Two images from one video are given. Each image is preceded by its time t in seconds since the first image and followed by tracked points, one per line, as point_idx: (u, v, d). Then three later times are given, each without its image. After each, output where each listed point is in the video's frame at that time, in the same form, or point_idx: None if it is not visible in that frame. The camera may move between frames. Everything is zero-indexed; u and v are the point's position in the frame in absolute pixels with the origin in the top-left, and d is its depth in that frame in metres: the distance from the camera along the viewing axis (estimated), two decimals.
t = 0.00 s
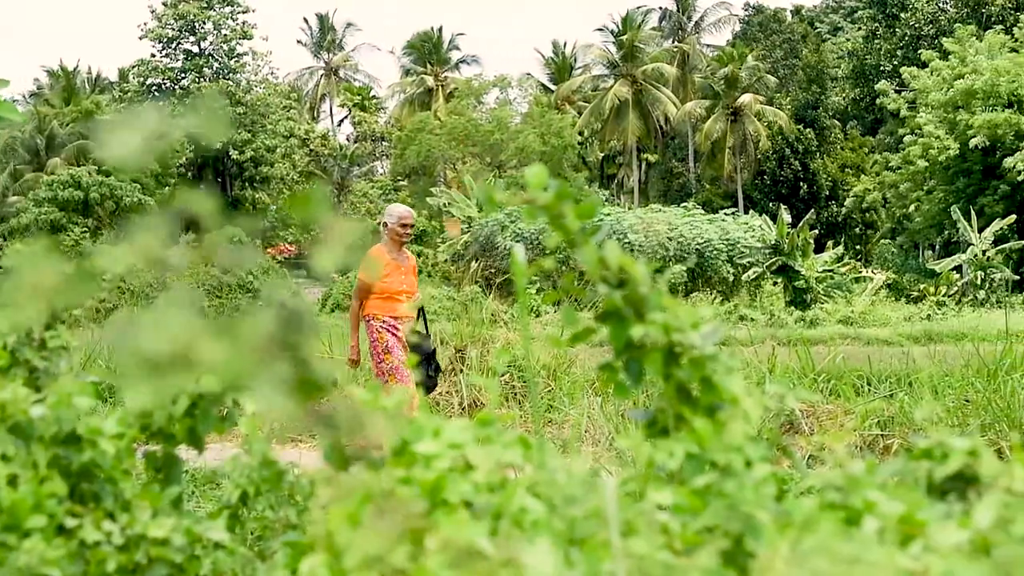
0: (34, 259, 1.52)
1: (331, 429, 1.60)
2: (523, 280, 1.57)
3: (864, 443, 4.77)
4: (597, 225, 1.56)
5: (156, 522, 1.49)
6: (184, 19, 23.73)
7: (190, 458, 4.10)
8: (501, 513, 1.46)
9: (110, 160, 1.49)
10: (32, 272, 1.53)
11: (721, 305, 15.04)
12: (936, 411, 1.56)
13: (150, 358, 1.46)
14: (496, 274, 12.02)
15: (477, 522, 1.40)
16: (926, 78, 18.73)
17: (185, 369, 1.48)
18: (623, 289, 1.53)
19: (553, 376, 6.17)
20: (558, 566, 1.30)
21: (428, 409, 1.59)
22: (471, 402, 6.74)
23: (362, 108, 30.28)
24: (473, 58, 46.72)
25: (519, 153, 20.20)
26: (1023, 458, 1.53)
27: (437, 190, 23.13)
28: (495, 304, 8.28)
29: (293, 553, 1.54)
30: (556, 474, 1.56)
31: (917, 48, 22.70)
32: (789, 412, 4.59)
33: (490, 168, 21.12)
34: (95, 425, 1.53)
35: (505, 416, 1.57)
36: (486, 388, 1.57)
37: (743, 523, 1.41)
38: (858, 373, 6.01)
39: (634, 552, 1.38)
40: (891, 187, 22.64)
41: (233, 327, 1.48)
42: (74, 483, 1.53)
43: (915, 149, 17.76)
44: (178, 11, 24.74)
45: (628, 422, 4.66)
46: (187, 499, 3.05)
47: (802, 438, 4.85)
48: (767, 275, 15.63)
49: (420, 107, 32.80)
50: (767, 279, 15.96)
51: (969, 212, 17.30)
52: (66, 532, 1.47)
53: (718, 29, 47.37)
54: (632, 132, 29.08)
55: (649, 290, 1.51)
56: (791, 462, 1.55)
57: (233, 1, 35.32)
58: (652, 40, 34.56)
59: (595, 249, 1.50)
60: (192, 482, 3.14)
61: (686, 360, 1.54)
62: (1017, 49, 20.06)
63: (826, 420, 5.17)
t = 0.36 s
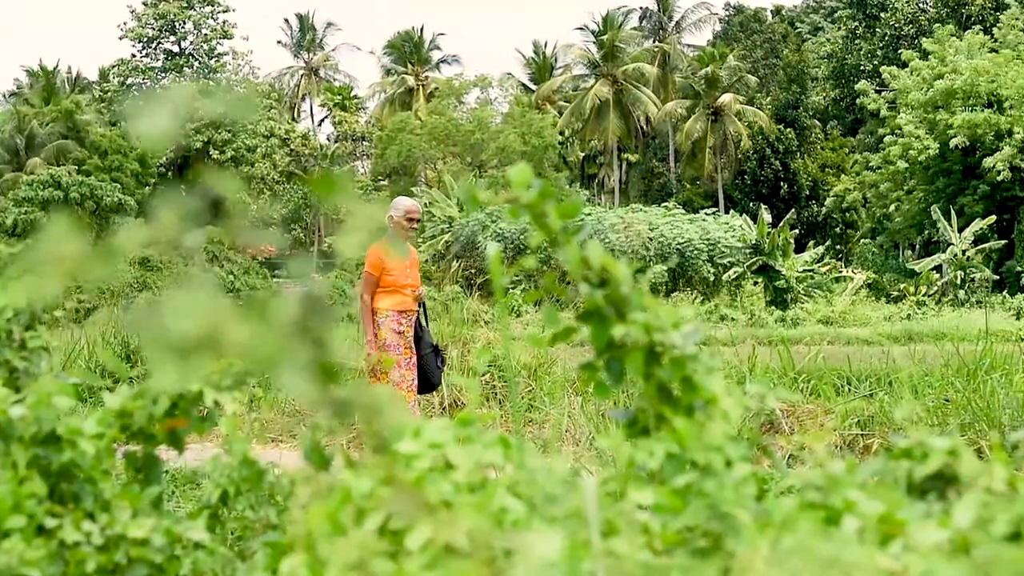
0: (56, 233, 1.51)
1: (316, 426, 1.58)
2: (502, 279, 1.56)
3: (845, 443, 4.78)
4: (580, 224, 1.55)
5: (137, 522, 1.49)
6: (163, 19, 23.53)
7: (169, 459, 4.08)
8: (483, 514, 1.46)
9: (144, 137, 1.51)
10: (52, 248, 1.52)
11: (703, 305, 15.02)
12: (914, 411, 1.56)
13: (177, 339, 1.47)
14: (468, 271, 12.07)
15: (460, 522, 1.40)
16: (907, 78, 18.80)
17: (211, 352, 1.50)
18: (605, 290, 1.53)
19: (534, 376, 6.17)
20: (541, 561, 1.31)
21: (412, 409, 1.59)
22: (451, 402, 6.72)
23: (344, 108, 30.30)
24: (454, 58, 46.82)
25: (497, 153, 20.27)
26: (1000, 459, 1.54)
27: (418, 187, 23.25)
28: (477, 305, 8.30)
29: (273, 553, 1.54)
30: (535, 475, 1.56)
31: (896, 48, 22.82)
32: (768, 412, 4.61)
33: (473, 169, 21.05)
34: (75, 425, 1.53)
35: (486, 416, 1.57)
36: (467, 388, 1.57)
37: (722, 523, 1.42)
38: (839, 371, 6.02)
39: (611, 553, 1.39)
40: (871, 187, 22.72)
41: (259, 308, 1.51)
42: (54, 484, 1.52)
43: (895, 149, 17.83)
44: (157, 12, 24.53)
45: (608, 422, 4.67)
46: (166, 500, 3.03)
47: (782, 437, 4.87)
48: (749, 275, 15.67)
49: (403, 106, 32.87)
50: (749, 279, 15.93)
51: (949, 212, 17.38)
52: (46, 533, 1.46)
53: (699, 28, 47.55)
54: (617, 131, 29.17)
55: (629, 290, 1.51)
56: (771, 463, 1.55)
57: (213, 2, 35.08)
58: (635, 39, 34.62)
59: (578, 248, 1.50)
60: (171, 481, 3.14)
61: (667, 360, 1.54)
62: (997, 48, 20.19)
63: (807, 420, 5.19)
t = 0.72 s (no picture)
0: (67, 228, 1.48)
1: (300, 426, 1.58)
2: (486, 278, 1.56)
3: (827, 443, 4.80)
4: (562, 225, 1.56)
5: (120, 522, 1.48)
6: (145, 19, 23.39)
7: (153, 460, 4.07)
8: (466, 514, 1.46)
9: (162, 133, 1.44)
10: (72, 241, 1.49)
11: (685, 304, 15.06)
12: (899, 410, 1.56)
13: (199, 338, 1.40)
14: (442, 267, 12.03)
15: (436, 525, 1.42)
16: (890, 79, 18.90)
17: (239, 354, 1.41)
18: (587, 289, 1.53)
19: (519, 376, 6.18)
20: (529, 565, 1.30)
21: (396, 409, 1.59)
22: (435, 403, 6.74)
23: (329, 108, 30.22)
24: (438, 57, 46.70)
25: (482, 153, 20.27)
26: (985, 460, 1.54)
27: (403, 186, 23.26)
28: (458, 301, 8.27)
29: (256, 553, 1.54)
30: (517, 473, 1.56)
31: (881, 48, 22.89)
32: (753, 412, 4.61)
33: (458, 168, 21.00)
34: (59, 425, 1.53)
35: (469, 416, 1.57)
36: (450, 388, 1.57)
37: (706, 523, 1.42)
38: (823, 371, 6.03)
39: (597, 553, 1.38)
40: (855, 188, 22.79)
41: (283, 308, 1.43)
42: (37, 484, 1.52)
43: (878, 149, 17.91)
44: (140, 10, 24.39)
45: (592, 422, 4.67)
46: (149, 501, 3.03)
47: (767, 439, 4.87)
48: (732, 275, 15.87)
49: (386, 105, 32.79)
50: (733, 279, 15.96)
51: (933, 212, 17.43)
52: (29, 533, 1.46)
53: (683, 28, 47.61)
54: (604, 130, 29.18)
55: (611, 289, 1.52)
56: (754, 462, 1.56)
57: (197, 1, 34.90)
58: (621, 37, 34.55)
59: (559, 248, 1.51)
60: (156, 481, 3.12)
61: (648, 360, 1.55)
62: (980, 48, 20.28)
63: (791, 420, 5.19)
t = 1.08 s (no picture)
0: (64, 235, 1.48)
1: (285, 426, 1.57)
2: (472, 278, 1.56)
3: (812, 442, 4.83)
4: (538, 227, 1.60)
5: (103, 522, 1.47)
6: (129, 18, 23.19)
7: (138, 459, 4.06)
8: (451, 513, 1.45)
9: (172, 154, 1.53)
10: (66, 249, 1.48)
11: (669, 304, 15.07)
12: (883, 410, 1.56)
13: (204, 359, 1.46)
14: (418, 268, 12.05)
15: (421, 525, 1.43)
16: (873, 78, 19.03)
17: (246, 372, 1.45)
18: (569, 291, 1.56)
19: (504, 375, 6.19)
20: (516, 565, 1.30)
21: (379, 407, 1.60)
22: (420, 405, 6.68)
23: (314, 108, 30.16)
24: (424, 57, 46.61)
25: (467, 153, 20.28)
26: (968, 459, 1.55)
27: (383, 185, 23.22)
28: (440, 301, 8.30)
29: (240, 553, 1.54)
30: (503, 472, 1.56)
31: (865, 49, 23.01)
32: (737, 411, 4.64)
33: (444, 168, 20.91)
34: (42, 425, 1.53)
35: (454, 414, 1.57)
36: (432, 384, 1.58)
37: (691, 521, 1.42)
38: (807, 371, 6.05)
39: (581, 551, 1.37)
40: (839, 188, 22.87)
41: (289, 325, 1.46)
42: (21, 484, 1.51)
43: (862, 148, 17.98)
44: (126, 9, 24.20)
45: (578, 422, 4.68)
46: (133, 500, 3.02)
47: (752, 437, 4.89)
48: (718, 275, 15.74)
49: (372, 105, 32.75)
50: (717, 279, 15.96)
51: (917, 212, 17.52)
52: (13, 532, 1.45)
53: (668, 28, 47.73)
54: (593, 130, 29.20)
55: (593, 290, 1.55)
56: (738, 461, 1.56)
57: None
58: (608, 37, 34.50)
59: (537, 249, 1.53)
60: (139, 482, 3.11)
61: (632, 357, 1.56)
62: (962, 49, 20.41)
63: (775, 419, 5.21)
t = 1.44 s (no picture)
0: (49, 254, 1.49)
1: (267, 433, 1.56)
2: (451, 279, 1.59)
3: (796, 441, 4.84)
4: (523, 224, 1.61)
5: (87, 521, 1.47)
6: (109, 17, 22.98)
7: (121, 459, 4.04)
8: (432, 513, 1.46)
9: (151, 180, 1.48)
10: (52, 270, 1.50)
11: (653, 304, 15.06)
12: (866, 409, 1.56)
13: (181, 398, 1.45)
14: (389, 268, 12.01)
15: (404, 526, 1.44)
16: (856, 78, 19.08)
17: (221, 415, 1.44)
18: (553, 290, 1.57)
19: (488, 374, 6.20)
20: (497, 566, 1.30)
21: (363, 410, 1.61)
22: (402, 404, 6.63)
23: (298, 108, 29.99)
24: (408, 57, 46.50)
25: (451, 153, 20.22)
26: (950, 459, 1.55)
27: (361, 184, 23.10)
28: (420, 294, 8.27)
29: (224, 553, 1.54)
30: (486, 472, 1.56)
31: (849, 49, 23.08)
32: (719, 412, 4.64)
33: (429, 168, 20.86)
34: (25, 424, 1.52)
35: (436, 414, 1.58)
36: (414, 386, 1.58)
37: (674, 521, 1.42)
38: (790, 370, 6.06)
39: (566, 550, 1.38)
40: (823, 188, 22.90)
41: (269, 370, 1.44)
42: (3, 485, 1.50)
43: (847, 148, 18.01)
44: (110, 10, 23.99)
45: (562, 422, 4.69)
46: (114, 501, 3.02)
47: (735, 438, 4.90)
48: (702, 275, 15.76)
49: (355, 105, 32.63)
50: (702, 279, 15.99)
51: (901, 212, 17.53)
52: None
53: (652, 28, 47.77)
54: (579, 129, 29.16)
55: (576, 288, 1.56)
56: (721, 461, 1.56)
57: None
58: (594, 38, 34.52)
59: (521, 247, 1.54)
60: (119, 482, 3.10)
61: (614, 358, 1.57)
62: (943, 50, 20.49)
63: (759, 419, 5.21)
